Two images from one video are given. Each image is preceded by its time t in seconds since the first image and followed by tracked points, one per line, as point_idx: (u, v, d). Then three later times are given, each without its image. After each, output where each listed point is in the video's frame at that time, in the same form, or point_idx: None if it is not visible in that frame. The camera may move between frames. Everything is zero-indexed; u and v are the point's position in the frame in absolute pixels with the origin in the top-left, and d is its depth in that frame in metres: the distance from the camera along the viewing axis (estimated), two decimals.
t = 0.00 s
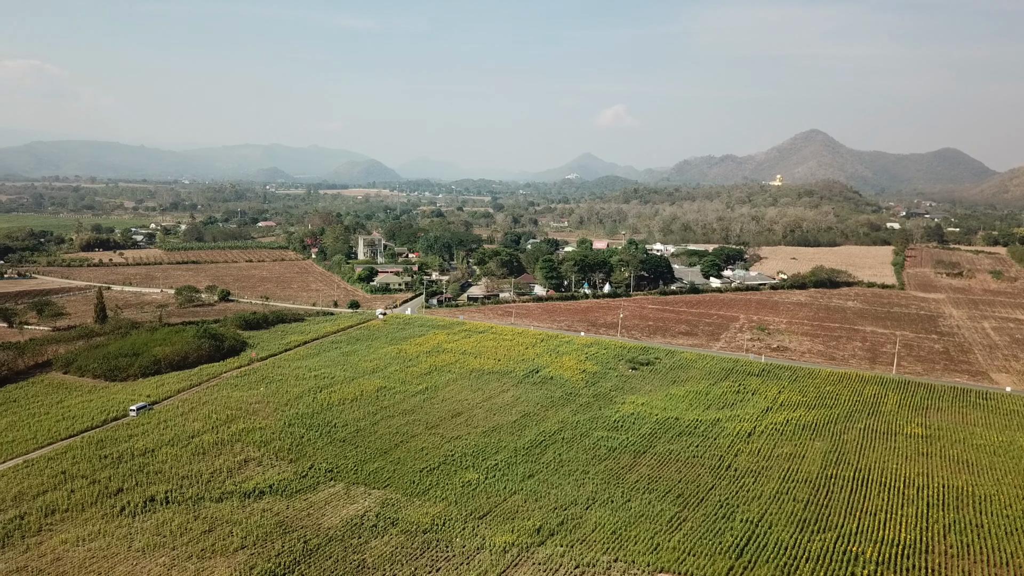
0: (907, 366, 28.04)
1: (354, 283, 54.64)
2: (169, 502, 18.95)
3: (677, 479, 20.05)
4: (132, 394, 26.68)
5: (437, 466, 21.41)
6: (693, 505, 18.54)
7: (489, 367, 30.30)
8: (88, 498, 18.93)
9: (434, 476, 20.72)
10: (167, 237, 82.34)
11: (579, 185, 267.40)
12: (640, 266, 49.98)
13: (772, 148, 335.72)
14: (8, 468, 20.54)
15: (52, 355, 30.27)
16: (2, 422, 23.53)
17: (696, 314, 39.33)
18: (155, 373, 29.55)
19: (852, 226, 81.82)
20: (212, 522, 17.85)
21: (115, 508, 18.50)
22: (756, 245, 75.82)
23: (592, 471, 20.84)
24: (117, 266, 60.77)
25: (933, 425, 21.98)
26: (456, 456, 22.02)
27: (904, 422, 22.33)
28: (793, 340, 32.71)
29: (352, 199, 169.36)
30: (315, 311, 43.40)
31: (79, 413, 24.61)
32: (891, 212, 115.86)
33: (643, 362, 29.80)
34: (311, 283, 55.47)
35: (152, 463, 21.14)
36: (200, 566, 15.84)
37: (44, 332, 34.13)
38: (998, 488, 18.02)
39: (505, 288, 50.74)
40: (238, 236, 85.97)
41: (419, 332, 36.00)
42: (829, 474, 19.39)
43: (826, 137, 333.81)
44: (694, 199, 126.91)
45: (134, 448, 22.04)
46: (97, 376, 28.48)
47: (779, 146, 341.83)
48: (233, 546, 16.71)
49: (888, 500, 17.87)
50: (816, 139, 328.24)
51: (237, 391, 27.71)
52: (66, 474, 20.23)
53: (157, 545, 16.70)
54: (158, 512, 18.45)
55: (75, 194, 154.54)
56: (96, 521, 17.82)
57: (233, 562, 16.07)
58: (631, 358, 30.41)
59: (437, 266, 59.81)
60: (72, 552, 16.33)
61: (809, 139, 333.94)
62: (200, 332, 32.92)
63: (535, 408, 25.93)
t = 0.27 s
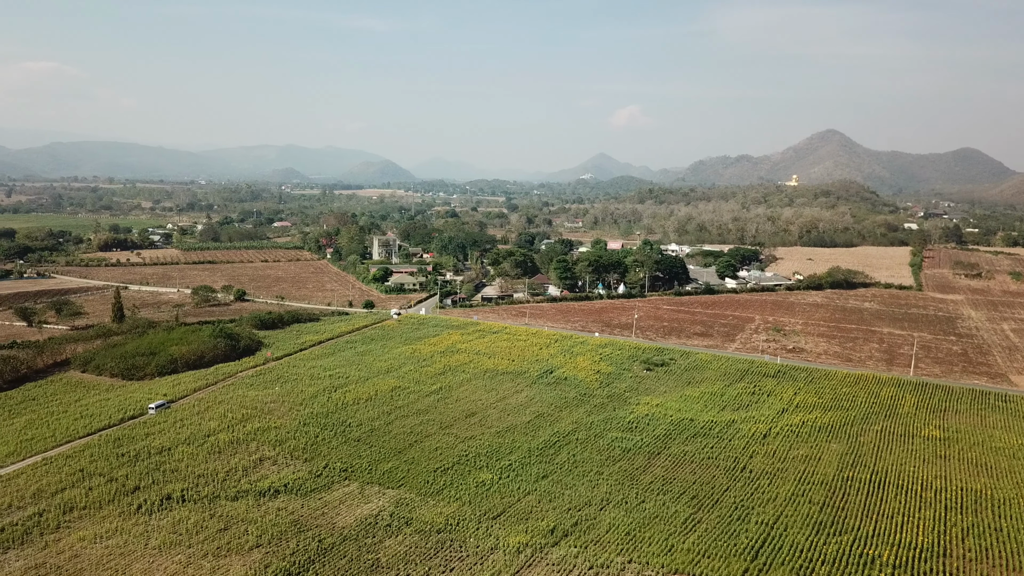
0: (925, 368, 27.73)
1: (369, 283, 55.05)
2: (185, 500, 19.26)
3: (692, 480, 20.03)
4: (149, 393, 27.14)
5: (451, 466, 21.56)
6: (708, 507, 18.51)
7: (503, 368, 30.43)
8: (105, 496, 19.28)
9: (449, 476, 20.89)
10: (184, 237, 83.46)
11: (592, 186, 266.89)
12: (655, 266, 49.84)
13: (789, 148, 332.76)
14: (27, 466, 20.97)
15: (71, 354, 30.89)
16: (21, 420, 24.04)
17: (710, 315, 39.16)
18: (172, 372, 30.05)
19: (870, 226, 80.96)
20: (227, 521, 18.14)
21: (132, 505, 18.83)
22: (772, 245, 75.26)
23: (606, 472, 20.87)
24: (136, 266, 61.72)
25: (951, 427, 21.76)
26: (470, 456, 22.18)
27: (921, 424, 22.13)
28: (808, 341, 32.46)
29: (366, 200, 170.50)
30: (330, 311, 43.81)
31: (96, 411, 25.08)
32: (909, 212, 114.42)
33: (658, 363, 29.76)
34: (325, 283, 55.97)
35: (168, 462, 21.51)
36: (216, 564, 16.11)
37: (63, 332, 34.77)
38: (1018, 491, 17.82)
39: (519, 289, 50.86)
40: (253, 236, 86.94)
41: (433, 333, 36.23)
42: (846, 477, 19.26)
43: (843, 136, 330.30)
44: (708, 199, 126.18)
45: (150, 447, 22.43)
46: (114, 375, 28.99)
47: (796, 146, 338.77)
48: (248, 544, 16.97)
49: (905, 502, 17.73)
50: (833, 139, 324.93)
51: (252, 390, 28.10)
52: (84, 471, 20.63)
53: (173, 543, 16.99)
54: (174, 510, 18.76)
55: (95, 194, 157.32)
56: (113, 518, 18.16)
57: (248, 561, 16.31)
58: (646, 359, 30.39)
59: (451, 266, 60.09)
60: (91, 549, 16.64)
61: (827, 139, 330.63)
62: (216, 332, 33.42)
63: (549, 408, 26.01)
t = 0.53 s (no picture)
0: (943, 369, 27.40)
1: (383, 283, 55.46)
2: (200, 498, 19.59)
3: (706, 482, 20.00)
4: (165, 392, 27.61)
5: (464, 466, 21.71)
6: (722, 509, 18.47)
7: (516, 368, 30.55)
8: (122, 493, 19.65)
9: (462, 476, 21.03)
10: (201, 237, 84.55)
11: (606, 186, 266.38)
12: (670, 267, 49.69)
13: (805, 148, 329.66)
14: (45, 463, 21.42)
15: (88, 353, 31.50)
16: (40, 418, 24.55)
17: (725, 316, 38.98)
18: (188, 371, 30.52)
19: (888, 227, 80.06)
20: (243, 519, 18.43)
21: (148, 503, 19.18)
22: (788, 245, 74.68)
23: (620, 474, 20.89)
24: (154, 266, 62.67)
25: (970, 430, 21.54)
26: (484, 457, 22.31)
27: (938, 427, 21.91)
28: (824, 343, 32.21)
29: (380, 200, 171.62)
30: (344, 310, 44.19)
31: (112, 410, 25.55)
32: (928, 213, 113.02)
33: (672, 363, 29.70)
34: (340, 283, 56.46)
35: (183, 461, 21.88)
36: (231, 562, 16.38)
37: (81, 331, 35.43)
38: None
39: (533, 288, 50.96)
40: (268, 236, 87.89)
41: (447, 333, 36.44)
42: (862, 479, 19.12)
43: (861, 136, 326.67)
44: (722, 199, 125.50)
45: (166, 446, 22.82)
46: (130, 374, 29.48)
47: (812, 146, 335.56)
48: (263, 543, 17.23)
49: (923, 505, 17.58)
50: (850, 139, 321.41)
51: (267, 389, 28.47)
52: (101, 469, 21.03)
53: (188, 540, 17.29)
54: (190, 508, 19.08)
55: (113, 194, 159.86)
56: (130, 516, 18.50)
57: (263, 559, 16.56)
58: (661, 359, 30.35)
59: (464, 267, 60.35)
60: (107, 547, 16.97)
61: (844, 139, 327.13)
62: (231, 332, 33.90)
63: (563, 409, 26.07)
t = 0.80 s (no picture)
0: (963, 372, 27.05)
1: (398, 283, 55.83)
2: (216, 497, 19.93)
3: (721, 483, 19.97)
4: (181, 391, 28.09)
5: (478, 466, 21.86)
6: (738, 510, 18.43)
7: (530, 368, 30.65)
8: (139, 491, 20.04)
9: (477, 476, 21.19)
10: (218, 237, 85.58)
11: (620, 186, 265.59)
12: (685, 267, 49.52)
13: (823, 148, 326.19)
14: (64, 461, 21.90)
15: (105, 351, 32.15)
16: (59, 416, 25.08)
17: (740, 317, 38.76)
18: (204, 370, 31.00)
19: (906, 227, 79.08)
20: (258, 518, 18.73)
21: (164, 501, 19.55)
22: (804, 246, 74.02)
23: (635, 475, 20.90)
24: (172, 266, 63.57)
25: (989, 433, 21.28)
26: (498, 457, 22.44)
27: (956, 429, 21.69)
28: (841, 344, 31.94)
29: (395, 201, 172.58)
30: (359, 310, 44.56)
31: (130, 408, 26.06)
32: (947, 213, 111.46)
33: (687, 365, 29.62)
34: (355, 283, 56.91)
35: (199, 459, 22.25)
36: (246, 560, 16.67)
37: (99, 330, 36.10)
38: None
39: (547, 289, 51.01)
40: (284, 236, 88.75)
41: (461, 333, 36.63)
42: (879, 482, 18.97)
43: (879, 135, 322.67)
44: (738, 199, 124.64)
45: (183, 444, 23.23)
46: (147, 373, 30.00)
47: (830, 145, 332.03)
48: (277, 541, 17.49)
49: (940, 509, 17.42)
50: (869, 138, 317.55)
51: (282, 388, 28.84)
52: (118, 467, 21.47)
53: (204, 538, 17.60)
54: (206, 506, 19.42)
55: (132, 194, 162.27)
56: (147, 513, 18.87)
57: (277, 557, 16.82)
58: (675, 360, 30.28)
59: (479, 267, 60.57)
60: (124, 544, 17.32)
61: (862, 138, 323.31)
62: (246, 332, 34.38)
63: (577, 409, 26.12)
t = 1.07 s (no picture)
0: (982, 374, 26.71)
1: (413, 283, 56.19)
2: (231, 495, 20.26)
3: (736, 485, 19.93)
4: (198, 390, 28.55)
5: (492, 466, 21.99)
6: (753, 512, 18.38)
7: (544, 369, 30.74)
8: (155, 489, 20.42)
9: (491, 476, 21.33)
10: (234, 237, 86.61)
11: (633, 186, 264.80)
12: (700, 267, 49.31)
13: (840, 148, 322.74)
14: (82, 459, 22.37)
15: (124, 350, 32.78)
16: (79, 414, 25.61)
17: (756, 318, 38.54)
18: (220, 369, 31.45)
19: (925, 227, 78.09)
20: (272, 516, 19.01)
21: (181, 499, 19.91)
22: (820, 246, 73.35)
23: (649, 476, 20.92)
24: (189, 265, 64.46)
25: (1009, 436, 21.03)
26: (511, 457, 22.57)
27: (975, 432, 21.45)
28: (857, 346, 31.66)
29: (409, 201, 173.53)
30: (374, 310, 44.92)
31: (148, 407, 26.55)
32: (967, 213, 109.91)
33: (702, 365, 29.53)
34: (370, 283, 57.36)
35: (216, 458, 22.63)
36: (262, 558, 16.95)
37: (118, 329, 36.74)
38: None
39: (561, 289, 51.08)
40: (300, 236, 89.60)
41: (475, 333, 36.82)
42: (895, 484, 18.82)
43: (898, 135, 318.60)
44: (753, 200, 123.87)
45: (199, 443, 23.63)
46: (165, 371, 30.51)
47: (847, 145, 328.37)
48: (292, 540, 17.75)
49: (958, 512, 17.27)
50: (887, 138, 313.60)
51: (298, 388, 29.21)
52: (135, 465, 21.88)
53: (220, 536, 17.91)
54: (221, 504, 19.76)
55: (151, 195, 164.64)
56: (164, 511, 19.24)
57: (292, 556, 17.07)
58: (690, 361, 30.20)
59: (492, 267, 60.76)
60: (140, 541, 17.68)
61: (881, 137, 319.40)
62: (262, 331, 34.84)
63: (591, 410, 26.17)
